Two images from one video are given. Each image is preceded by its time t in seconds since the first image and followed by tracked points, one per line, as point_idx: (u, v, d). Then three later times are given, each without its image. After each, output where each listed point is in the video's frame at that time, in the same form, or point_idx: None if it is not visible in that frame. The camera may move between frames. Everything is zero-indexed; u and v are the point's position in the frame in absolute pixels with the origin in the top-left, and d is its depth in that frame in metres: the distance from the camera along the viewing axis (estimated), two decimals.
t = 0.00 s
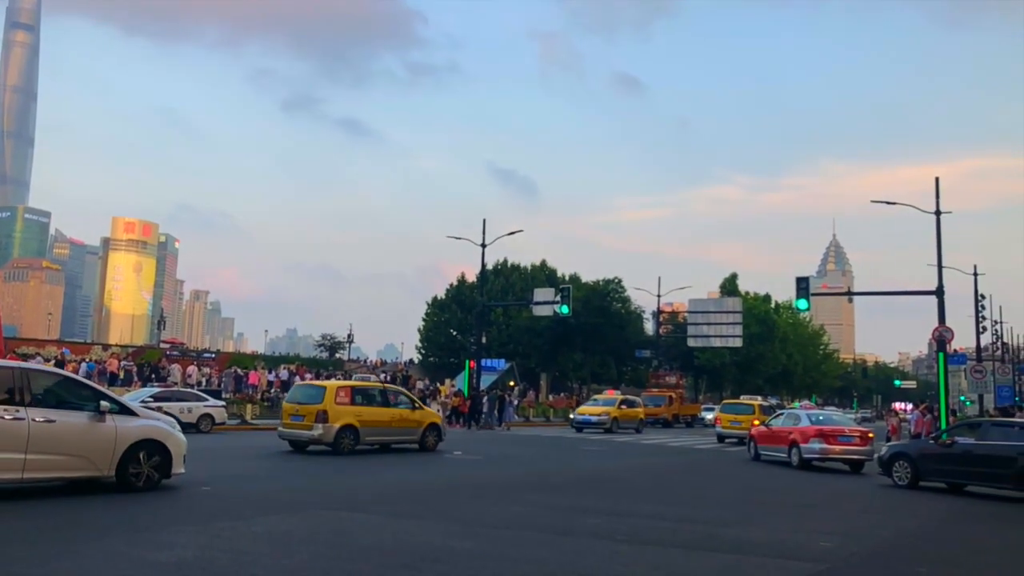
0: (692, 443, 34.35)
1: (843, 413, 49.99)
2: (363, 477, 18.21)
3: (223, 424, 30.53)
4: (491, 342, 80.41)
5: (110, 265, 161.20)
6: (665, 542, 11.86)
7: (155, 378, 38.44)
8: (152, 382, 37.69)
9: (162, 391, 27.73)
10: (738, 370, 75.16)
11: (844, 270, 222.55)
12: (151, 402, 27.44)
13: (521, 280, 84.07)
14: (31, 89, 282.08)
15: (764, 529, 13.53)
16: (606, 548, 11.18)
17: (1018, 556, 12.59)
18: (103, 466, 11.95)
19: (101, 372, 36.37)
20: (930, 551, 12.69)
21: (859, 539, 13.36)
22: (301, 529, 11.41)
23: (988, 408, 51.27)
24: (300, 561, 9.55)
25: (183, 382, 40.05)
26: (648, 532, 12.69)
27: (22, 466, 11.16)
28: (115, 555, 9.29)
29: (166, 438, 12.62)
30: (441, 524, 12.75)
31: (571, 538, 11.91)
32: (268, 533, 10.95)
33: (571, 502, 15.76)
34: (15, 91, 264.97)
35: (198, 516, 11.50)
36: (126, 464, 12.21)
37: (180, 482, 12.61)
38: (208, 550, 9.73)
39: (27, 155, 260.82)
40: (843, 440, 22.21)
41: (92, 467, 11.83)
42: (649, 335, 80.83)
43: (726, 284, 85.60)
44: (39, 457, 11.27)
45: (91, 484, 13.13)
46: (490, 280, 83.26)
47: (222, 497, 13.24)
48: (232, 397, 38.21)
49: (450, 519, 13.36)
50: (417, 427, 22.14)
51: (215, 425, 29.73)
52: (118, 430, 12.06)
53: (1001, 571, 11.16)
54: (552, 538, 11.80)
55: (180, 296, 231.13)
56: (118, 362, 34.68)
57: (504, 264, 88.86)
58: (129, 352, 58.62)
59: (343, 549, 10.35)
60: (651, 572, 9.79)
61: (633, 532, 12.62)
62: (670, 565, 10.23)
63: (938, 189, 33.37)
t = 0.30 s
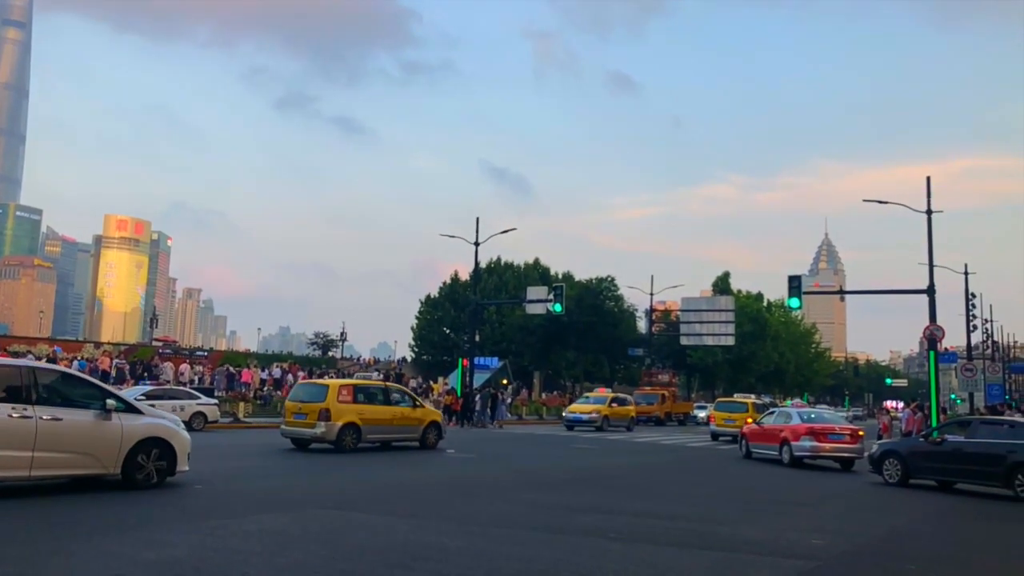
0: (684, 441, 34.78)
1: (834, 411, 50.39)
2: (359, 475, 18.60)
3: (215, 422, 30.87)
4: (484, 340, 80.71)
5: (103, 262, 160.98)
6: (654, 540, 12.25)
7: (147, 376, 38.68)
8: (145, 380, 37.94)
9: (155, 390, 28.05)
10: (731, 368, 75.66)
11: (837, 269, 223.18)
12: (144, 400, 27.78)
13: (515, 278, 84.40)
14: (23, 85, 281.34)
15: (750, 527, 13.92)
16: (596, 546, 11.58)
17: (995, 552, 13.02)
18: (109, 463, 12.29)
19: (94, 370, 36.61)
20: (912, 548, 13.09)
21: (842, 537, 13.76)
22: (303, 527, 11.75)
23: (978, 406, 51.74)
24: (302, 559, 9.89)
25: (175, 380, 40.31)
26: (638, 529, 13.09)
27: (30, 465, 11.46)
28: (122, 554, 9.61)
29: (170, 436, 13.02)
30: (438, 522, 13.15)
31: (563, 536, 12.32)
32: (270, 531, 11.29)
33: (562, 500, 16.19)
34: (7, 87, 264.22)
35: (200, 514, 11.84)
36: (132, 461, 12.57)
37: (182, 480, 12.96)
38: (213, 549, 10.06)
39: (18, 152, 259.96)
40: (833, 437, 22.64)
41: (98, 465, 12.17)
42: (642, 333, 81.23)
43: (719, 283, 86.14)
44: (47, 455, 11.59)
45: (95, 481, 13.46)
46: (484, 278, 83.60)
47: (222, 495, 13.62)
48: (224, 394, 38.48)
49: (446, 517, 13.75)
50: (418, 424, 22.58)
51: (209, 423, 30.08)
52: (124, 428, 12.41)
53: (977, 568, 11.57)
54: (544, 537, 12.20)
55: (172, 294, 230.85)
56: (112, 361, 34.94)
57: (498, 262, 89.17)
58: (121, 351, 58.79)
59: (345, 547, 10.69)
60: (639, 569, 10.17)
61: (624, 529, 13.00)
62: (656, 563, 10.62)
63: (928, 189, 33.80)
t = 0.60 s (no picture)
0: (679, 440, 34.88)
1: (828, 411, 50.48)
2: (355, 475, 18.58)
3: (208, 422, 30.81)
4: (478, 340, 80.64)
5: (95, 262, 160.58)
6: (649, 540, 12.25)
7: (140, 376, 38.56)
8: (137, 379, 37.82)
9: (147, 389, 27.98)
10: (724, 368, 75.84)
11: (830, 269, 223.77)
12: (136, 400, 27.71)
13: (509, 278, 84.40)
14: (15, 85, 280.57)
15: (746, 527, 13.93)
16: (589, 546, 11.59)
17: (988, 552, 13.06)
18: (115, 463, 12.26)
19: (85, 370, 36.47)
20: (907, 548, 13.13)
21: (836, 536, 13.80)
22: (298, 529, 11.71)
23: (970, 406, 51.93)
24: (296, 560, 9.87)
25: (167, 380, 40.18)
26: (633, 529, 13.10)
27: (37, 464, 11.42)
28: (118, 556, 9.53)
29: (176, 436, 12.99)
30: (432, 522, 13.14)
31: (558, 536, 12.32)
32: (265, 533, 11.25)
33: (557, 499, 16.19)
34: None
35: (196, 515, 11.80)
36: (137, 461, 12.55)
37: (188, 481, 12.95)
38: (209, 550, 10.03)
39: (11, 151, 259.26)
40: (825, 437, 22.70)
41: (104, 464, 12.13)
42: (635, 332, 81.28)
43: (713, 283, 86.31)
44: (54, 455, 11.55)
45: (98, 481, 13.43)
46: (478, 278, 83.59)
47: (219, 495, 13.58)
48: (217, 394, 38.38)
49: (441, 517, 13.75)
50: (420, 424, 22.68)
51: (202, 422, 30.02)
52: (130, 428, 12.38)
53: (971, 568, 11.62)
54: (539, 537, 12.20)
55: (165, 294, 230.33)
56: (104, 360, 34.84)
57: (491, 262, 89.18)
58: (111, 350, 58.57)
59: (340, 548, 10.67)
60: (637, 570, 10.18)
61: (616, 530, 13.04)
62: (653, 563, 10.63)
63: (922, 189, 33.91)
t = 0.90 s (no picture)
0: (673, 440, 35.01)
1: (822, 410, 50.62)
2: (352, 476, 18.66)
3: (201, 422, 30.79)
4: (474, 340, 80.69)
5: (89, 260, 160.51)
6: (645, 540, 12.37)
7: (133, 376, 38.54)
8: (131, 379, 37.79)
9: (141, 389, 28.00)
10: (718, 367, 76.05)
11: (824, 269, 224.63)
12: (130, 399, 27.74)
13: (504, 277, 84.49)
14: (8, 84, 280.21)
15: (742, 526, 14.05)
16: (584, 545, 11.72)
17: (981, 550, 13.22)
18: (123, 462, 12.39)
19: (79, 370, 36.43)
20: (901, 546, 13.27)
21: (830, 535, 13.94)
22: (298, 529, 11.81)
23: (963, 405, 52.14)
24: (297, 560, 9.97)
25: (161, 380, 40.17)
26: (630, 529, 13.22)
27: (47, 463, 11.52)
28: (121, 557, 9.62)
29: (182, 434, 13.11)
30: (428, 522, 13.25)
31: (553, 535, 12.45)
32: (265, 533, 11.35)
33: (554, 499, 16.30)
34: None
35: (196, 515, 11.89)
36: (144, 461, 12.66)
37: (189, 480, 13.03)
38: (210, 550, 10.12)
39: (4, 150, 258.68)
40: (818, 436, 22.87)
41: (112, 463, 12.25)
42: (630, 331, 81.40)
43: (707, 282, 86.53)
44: (63, 453, 11.66)
45: (103, 480, 13.52)
46: (473, 278, 83.67)
47: (219, 496, 13.66)
48: (211, 394, 38.38)
49: (437, 517, 13.84)
50: (422, 424, 22.88)
51: (196, 422, 30.03)
52: (137, 427, 12.50)
53: (963, 567, 11.76)
54: (532, 536, 12.32)
55: (159, 294, 229.93)
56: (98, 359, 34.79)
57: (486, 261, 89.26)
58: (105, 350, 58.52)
59: (340, 548, 10.77)
60: (634, 569, 10.29)
61: (610, 529, 13.16)
62: (649, 562, 10.75)
63: (916, 189, 34.08)
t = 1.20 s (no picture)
0: (667, 440, 35.16)
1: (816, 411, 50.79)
2: (349, 476, 18.76)
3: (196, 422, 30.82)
4: (469, 340, 80.71)
5: (83, 260, 160.48)
6: (641, 539, 12.46)
7: (127, 376, 38.56)
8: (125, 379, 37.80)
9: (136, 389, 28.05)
10: (713, 367, 76.28)
11: (818, 270, 224.88)
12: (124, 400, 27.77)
13: (499, 278, 84.60)
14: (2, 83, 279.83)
15: (737, 527, 14.16)
16: (578, 545, 11.85)
17: (972, 550, 13.35)
18: (130, 462, 12.48)
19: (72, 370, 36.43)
20: (895, 546, 13.39)
21: (825, 535, 14.05)
22: (297, 530, 11.88)
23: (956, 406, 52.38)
24: (295, 560, 10.04)
25: (155, 380, 40.18)
26: (626, 529, 13.31)
27: (55, 462, 11.61)
28: (122, 558, 9.68)
29: (187, 434, 13.20)
30: (424, 522, 13.36)
31: (548, 535, 12.58)
32: (265, 534, 11.43)
33: (549, 499, 16.41)
34: None
35: (196, 515, 11.96)
36: (151, 461, 12.75)
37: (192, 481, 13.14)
38: (208, 550, 10.19)
39: None
40: (811, 437, 23.01)
41: (119, 463, 12.34)
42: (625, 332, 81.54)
43: (702, 283, 86.80)
44: (71, 453, 11.75)
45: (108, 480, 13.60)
46: (468, 278, 83.75)
47: (218, 495, 13.74)
48: (205, 394, 38.40)
49: (433, 517, 13.95)
50: (424, 424, 23.11)
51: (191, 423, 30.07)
52: (144, 427, 12.59)
53: (958, 567, 11.87)
54: (527, 536, 12.45)
55: (153, 294, 229.51)
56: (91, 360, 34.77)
57: (481, 262, 89.37)
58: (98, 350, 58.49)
59: (339, 549, 10.86)
60: (631, 569, 10.39)
61: (605, 529, 13.26)
62: (646, 563, 10.84)
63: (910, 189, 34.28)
